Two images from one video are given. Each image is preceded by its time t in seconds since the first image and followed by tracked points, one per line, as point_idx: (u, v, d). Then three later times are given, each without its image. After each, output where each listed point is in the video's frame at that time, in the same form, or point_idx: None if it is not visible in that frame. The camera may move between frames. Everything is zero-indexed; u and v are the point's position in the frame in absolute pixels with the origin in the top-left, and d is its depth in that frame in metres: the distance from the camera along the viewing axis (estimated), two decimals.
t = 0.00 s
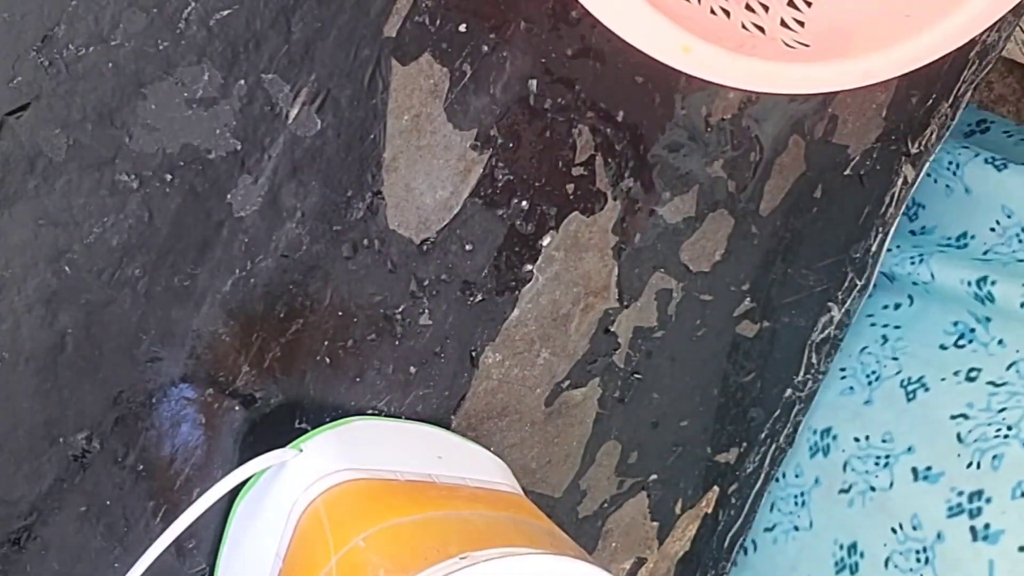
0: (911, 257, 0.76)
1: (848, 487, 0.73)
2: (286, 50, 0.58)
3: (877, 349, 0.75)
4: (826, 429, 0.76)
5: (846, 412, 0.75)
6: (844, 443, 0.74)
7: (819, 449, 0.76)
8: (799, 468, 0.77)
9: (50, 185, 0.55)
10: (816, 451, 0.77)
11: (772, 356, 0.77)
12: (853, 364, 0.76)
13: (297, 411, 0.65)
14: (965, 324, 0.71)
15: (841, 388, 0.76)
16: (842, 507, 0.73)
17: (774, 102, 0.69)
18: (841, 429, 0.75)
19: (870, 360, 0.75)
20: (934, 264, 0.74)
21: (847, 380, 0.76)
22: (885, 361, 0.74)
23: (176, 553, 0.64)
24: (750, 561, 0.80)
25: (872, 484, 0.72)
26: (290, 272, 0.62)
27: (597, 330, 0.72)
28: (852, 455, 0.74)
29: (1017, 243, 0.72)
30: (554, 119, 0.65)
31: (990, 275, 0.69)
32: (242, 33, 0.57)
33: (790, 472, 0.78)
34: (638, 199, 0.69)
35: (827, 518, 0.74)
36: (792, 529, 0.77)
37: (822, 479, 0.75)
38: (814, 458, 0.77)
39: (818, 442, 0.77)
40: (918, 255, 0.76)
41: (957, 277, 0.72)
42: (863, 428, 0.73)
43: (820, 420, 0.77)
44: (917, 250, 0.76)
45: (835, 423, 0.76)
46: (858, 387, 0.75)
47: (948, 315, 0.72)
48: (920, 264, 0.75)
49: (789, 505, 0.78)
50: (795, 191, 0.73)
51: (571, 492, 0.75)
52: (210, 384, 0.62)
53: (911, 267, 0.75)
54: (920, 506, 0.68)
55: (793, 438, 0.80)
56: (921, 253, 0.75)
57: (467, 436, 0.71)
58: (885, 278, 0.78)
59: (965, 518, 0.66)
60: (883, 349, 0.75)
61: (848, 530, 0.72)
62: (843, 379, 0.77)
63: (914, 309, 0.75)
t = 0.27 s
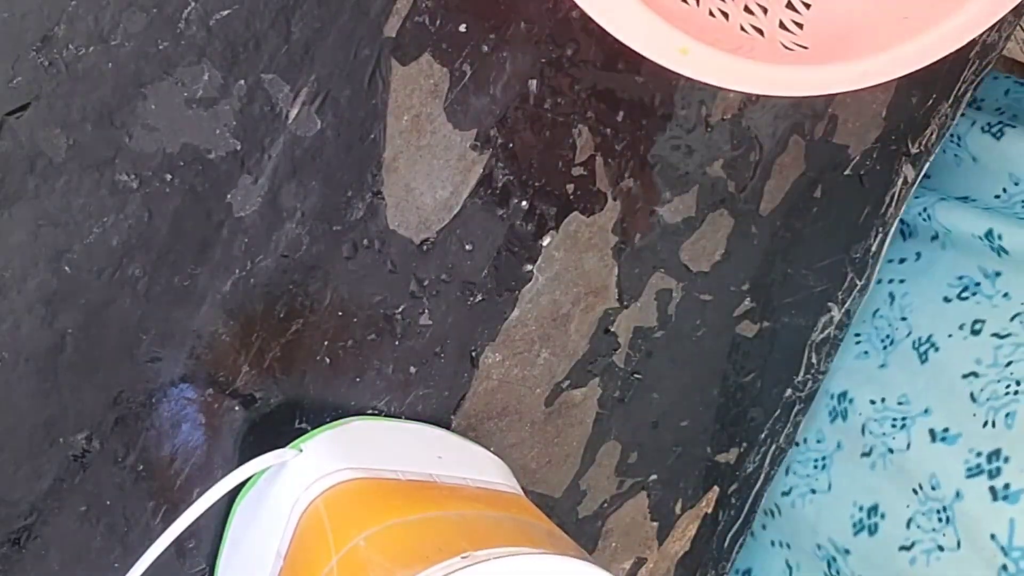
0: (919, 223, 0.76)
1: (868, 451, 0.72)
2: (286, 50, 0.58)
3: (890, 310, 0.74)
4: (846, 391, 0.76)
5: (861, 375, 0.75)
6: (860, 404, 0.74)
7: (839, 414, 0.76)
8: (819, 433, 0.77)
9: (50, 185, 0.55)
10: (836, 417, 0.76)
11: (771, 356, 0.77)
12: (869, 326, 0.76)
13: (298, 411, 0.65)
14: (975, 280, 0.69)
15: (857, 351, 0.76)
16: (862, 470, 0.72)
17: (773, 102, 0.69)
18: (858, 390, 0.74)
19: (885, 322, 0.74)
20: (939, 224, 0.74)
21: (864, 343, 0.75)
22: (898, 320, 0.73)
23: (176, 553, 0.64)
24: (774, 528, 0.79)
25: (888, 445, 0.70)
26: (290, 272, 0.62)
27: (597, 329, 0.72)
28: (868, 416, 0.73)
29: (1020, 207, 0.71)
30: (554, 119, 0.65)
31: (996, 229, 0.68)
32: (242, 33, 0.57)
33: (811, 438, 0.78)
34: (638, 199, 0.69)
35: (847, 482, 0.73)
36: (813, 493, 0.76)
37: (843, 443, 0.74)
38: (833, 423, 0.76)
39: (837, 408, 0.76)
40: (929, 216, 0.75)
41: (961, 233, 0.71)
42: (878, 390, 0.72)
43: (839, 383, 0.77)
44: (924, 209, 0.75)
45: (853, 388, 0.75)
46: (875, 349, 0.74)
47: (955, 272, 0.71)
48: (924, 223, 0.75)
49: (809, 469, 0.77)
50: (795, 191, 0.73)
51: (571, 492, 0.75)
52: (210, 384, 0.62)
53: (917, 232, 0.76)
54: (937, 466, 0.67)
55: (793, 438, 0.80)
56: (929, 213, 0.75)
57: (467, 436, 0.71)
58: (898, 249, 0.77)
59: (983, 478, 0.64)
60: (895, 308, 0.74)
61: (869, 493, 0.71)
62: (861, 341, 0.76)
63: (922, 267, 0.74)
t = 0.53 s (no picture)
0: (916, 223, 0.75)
1: (863, 451, 0.71)
2: (286, 50, 0.58)
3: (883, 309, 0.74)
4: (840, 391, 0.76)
5: (854, 373, 0.75)
6: (854, 404, 0.74)
7: (834, 414, 0.76)
8: (814, 434, 0.77)
9: (50, 185, 0.55)
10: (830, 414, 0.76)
11: (771, 356, 0.77)
12: (863, 327, 0.76)
13: (298, 411, 0.65)
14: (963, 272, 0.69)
15: (851, 351, 0.76)
16: (857, 468, 0.71)
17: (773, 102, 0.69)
18: (852, 390, 0.74)
19: (878, 321, 0.74)
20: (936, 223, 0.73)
21: (858, 343, 0.76)
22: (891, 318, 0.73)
23: (176, 554, 0.64)
24: (778, 530, 0.78)
25: (881, 445, 0.70)
26: (290, 273, 0.62)
27: (597, 330, 0.72)
28: (861, 415, 0.72)
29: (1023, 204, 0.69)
30: (554, 119, 0.65)
31: (999, 224, 0.67)
32: (242, 33, 0.57)
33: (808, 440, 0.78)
34: (638, 199, 0.69)
35: (843, 482, 0.72)
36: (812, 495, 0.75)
37: (838, 442, 0.74)
38: (828, 423, 0.76)
39: (832, 409, 0.76)
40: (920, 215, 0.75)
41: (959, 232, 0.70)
42: (871, 388, 0.72)
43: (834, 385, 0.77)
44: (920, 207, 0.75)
45: (847, 387, 0.75)
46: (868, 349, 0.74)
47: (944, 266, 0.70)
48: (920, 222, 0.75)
49: (805, 471, 0.77)
50: (795, 191, 0.73)
51: (571, 492, 0.75)
52: (210, 384, 0.62)
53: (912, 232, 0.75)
54: (929, 463, 0.66)
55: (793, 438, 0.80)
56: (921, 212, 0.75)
57: (467, 436, 0.71)
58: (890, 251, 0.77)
59: (975, 472, 0.63)
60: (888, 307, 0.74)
61: (865, 493, 0.70)
62: (855, 341, 0.76)
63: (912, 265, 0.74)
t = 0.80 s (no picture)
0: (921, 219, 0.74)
1: (874, 444, 0.71)
2: (286, 50, 0.58)
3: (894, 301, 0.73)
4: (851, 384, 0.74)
5: (866, 367, 0.74)
6: (865, 397, 0.73)
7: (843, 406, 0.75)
8: (823, 426, 0.76)
9: (50, 185, 0.55)
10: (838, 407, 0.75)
11: (772, 356, 0.77)
12: (873, 319, 0.75)
13: (298, 411, 0.65)
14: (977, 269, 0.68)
15: (862, 343, 0.75)
16: (869, 461, 0.71)
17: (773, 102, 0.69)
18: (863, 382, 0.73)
19: (889, 313, 0.73)
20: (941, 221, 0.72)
21: (869, 335, 0.74)
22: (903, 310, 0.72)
23: (176, 554, 0.64)
24: (783, 524, 0.77)
25: (894, 439, 0.69)
26: (290, 273, 0.62)
27: (596, 330, 0.72)
28: (873, 408, 0.71)
29: None
30: (555, 119, 0.65)
31: (1003, 224, 0.66)
32: (242, 33, 0.57)
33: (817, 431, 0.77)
34: (638, 199, 0.69)
35: (853, 474, 0.72)
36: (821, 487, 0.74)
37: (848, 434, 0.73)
38: (838, 416, 0.75)
39: (842, 401, 0.75)
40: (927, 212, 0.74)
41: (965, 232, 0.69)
42: (884, 381, 0.71)
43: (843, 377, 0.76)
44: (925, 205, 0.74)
45: (858, 380, 0.74)
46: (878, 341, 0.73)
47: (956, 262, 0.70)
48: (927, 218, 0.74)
49: (816, 464, 0.76)
50: (795, 191, 0.73)
51: (571, 492, 0.75)
52: (210, 384, 0.62)
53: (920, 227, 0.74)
54: (944, 458, 0.66)
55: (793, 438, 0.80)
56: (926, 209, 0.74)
57: (467, 436, 0.71)
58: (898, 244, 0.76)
59: (991, 468, 0.63)
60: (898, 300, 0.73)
61: (877, 486, 0.70)
62: (866, 333, 0.75)
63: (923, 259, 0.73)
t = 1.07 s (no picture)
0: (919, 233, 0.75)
1: (868, 452, 0.71)
2: (286, 50, 0.58)
3: (891, 310, 0.73)
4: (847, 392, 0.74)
5: (864, 376, 0.73)
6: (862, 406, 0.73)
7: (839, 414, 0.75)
8: (817, 432, 0.76)
9: (50, 185, 0.55)
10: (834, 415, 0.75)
11: (772, 356, 0.77)
12: (869, 327, 0.75)
13: (298, 411, 0.65)
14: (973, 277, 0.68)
15: (858, 352, 0.75)
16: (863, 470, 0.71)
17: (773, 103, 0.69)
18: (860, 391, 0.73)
19: (885, 322, 0.73)
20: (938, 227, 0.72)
21: (866, 344, 0.74)
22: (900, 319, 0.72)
23: (175, 554, 0.64)
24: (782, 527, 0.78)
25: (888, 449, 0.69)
26: (290, 272, 0.62)
27: (596, 330, 0.72)
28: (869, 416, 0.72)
29: None
30: (554, 119, 0.65)
31: (1001, 233, 0.66)
32: (242, 33, 0.57)
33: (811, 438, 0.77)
34: (638, 199, 0.69)
35: (847, 482, 0.72)
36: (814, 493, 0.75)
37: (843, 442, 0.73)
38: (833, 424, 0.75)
39: (838, 408, 0.75)
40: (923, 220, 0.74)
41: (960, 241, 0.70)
42: (880, 391, 0.71)
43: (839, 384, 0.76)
44: (922, 213, 0.74)
45: (855, 388, 0.74)
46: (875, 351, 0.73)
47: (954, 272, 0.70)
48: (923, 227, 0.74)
49: (809, 470, 0.76)
50: (795, 191, 0.73)
51: (571, 492, 0.75)
52: (210, 384, 0.62)
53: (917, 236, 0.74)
54: (939, 468, 0.66)
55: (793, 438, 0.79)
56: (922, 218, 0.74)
57: (467, 437, 0.71)
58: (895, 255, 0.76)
59: (989, 480, 0.63)
60: (896, 308, 0.73)
61: (869, 493, 0.70)
62: (862, 341, 0.75)
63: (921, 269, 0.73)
